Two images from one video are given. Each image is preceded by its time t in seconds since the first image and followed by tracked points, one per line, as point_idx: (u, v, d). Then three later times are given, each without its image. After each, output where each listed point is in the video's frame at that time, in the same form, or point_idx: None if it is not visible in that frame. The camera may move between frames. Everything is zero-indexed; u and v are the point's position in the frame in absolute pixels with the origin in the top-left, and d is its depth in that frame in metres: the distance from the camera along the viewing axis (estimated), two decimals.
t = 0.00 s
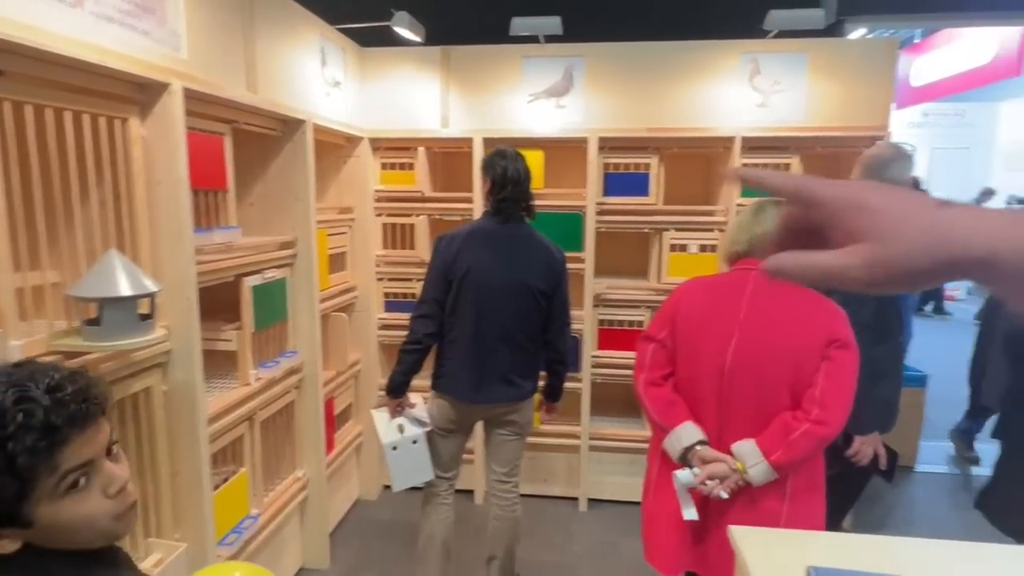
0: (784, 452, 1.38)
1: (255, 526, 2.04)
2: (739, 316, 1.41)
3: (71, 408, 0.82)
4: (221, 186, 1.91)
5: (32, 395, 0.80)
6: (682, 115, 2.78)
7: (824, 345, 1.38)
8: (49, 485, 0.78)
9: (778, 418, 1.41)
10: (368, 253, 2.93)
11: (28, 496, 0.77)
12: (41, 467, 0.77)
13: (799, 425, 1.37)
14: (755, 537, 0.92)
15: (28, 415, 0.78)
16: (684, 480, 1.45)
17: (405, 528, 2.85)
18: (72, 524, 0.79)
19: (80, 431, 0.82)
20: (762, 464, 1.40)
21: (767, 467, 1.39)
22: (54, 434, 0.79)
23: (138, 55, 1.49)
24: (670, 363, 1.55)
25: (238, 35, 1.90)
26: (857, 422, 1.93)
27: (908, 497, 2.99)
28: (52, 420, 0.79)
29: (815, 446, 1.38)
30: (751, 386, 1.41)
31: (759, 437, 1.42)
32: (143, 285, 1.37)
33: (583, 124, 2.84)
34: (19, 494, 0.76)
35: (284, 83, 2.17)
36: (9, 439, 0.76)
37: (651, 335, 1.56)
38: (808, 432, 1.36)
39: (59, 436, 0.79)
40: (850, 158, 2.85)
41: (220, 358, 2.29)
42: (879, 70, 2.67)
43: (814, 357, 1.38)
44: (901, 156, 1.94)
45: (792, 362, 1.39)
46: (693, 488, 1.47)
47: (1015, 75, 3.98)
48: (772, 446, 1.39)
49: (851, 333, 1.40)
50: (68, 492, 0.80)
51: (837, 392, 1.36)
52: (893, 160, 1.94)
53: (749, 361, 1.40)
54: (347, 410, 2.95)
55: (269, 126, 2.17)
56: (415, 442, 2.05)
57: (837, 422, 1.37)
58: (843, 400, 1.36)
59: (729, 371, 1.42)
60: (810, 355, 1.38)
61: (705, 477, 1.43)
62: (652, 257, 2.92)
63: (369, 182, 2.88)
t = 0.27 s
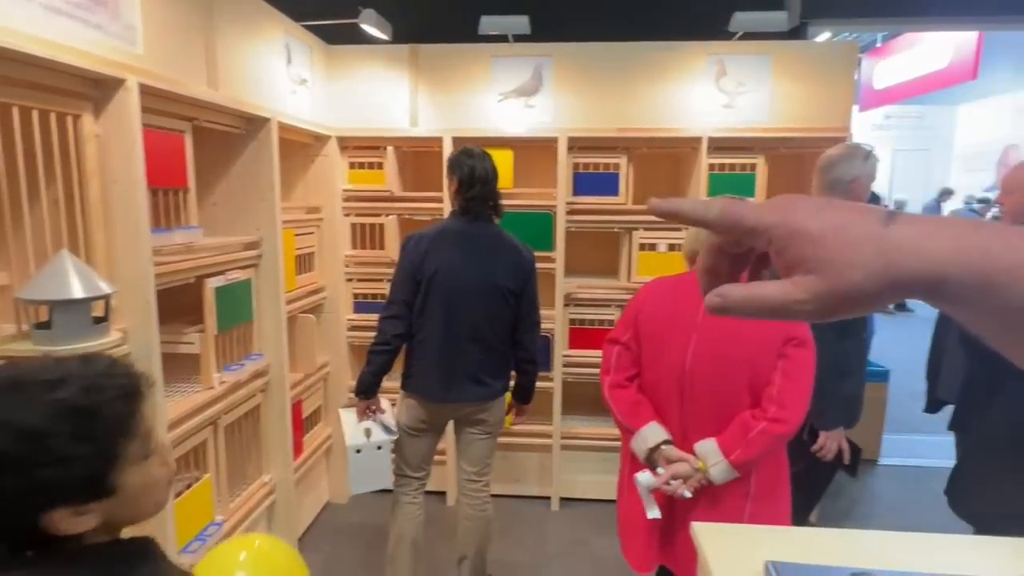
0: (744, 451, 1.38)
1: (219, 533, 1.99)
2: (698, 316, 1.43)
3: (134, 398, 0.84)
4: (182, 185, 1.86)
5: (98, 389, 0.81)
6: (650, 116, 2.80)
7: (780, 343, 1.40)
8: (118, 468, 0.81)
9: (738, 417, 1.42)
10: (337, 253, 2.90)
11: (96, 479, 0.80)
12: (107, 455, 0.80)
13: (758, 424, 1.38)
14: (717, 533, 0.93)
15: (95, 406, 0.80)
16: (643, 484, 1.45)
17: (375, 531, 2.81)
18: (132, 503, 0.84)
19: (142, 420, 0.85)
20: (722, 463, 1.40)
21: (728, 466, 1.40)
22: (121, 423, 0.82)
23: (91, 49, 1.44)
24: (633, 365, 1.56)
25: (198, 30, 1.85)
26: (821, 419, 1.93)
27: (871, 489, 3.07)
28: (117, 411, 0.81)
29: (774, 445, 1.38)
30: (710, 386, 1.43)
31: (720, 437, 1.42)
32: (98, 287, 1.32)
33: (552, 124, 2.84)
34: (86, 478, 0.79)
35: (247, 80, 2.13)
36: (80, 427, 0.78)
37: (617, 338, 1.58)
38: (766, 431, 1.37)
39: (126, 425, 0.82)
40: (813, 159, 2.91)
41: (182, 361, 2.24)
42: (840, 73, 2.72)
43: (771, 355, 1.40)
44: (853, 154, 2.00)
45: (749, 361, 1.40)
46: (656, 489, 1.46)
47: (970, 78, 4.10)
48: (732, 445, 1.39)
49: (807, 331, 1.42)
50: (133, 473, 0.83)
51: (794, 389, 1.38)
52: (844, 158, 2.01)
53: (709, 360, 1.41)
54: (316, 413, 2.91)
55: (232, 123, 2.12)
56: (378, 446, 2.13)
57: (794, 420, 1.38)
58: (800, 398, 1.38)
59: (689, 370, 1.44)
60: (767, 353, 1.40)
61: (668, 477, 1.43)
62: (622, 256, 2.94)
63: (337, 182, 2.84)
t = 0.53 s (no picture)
0: (707, 449, 1.41)
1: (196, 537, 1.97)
2: (668, 315, 1.46)
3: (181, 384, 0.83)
4: (156, 185, 1.85)
5: (156, 366, 0.81)
6: (627, 117, 2.84)
7: (746, 343, 1.41)
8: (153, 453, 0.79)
9: (704, 416, 1.44)
10: (315, 253, 2.88)
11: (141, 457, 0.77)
12: (156, 433, 0.78)
13: (721, 422, 1.40)
14: (689, 524, 0.95)
15: (153, 383, 0.79)
16: (609, 480, 1.51)
17: (355, 532, 2.81)
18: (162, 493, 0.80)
19: (184, 406, 0.84)
20: (686, 461, 1.44)
21: (692, 463, 1.43)
22: (170, 404, 0.81)
23: (63, 47, 1.42)
24: (609, 364, 1.59)
25: (172, 28, 1.84)
26: (794, 414, 1.96)
27: (843, 483, 3.14)
28: (169, 391, 0.81)
29: (737, 443, 1.40)
30: (679, 384, 1.45)
31: (687, 435, 1.45)
32: (70, 288, 1.30)
33: (531, 125, 2.86)
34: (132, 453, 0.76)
35: (223, 79, 2.11)
36: (135, 400, 0.77)
37: (592, 336, 1.59)
38: (728, 429, 1.39)
39: (172, 407, 0.81)
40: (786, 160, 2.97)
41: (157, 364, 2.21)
42: (811, 76, 2.78)
43: (736, 355, 1.42)
44: (823, 155, 2.06)
45: (715, 360, 1.42)
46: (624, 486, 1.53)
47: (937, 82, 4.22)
48: (697, 443, 1.42)
49: (774, 331, 1.43)
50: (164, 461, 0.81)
51: (758, 389, 1.39)
52: (811, 158, 2.07)
53: (677, 358, 1.44)
54: (296, 415, 2.89)
55: (207, 123, 2.10)
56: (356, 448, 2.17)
57: (757, 419, 1.39)
58: (764, 398, 1.39)
59: (658, 369, 1.46)
60: (733, 352, 1.42)
61: (635, 474, 1.49)
62: (600, 256, 2.97)
63: (315, 182, 2.83)
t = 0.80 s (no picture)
0: (692, 446, 1.42)
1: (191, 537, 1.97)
2: (658, 313, 1.47)
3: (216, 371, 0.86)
4: (150, 183, 1.84)
5: (195, 352, 0.83)
6: (619, 117, 2.86)
7: (733, 342, 1.42)
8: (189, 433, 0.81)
9: (690, 414, 1.45)
10: (308, 252, 2.88)
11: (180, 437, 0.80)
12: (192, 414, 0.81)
13: (705, 419, 1.41)
14: (684, 516, 0.97)
15: (195, 367, 0.81)
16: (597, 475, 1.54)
17: (348, 531, 2.81)
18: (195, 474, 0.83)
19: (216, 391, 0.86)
20: (671, 458, 1.44)
21: (679, 460, 1.44)
22: (206, 388, 0.83)
23: (58, 46, 1.42)
24: (604, 361, 1.61)
25: (166, 27, 1.83)
26: (784, 411, 1.99)
27: (831, 479, 3.18)
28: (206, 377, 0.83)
29: (721, 441, 1.41)
30: (667, 381, 1.47)
31: (673, 432, 1.46)
32: (66, 286, 1.29)
33: (524, 124, 2.88)
34: (174, 433, 0.79)
35: (217, 78, 2.11)
36: (180, 383, 0.79)
37: (589, 333, 1.62)
38: (711, 427, 1.40)
39: (208, 393, 0.83)
40: (775, 161, 3.01)
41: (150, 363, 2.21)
42: (800, 77, 2.82)
43: (723, 353, 1.42)
44: (813, 156, 2.09)
45: (703, 359, 1.43)
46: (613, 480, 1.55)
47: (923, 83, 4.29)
48: (682, 440, 1.43)
49: (763, 330, 1.43)
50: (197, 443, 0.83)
51: (743, 388, 1.39)
52: (801, 159, 2.10)
53: (666, 356, 1.45)
54: (289, 413, 2.89)
55: (200, 121, 2.10)
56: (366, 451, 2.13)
57: (741, 417, 1.39)
58: (749, 397, 1.39)
59: (647, 366, 1.48)
60: (719, 351, 1.42)
61: (623, 469, 1.52)
62: (593, 255, 2.99)
63: (308, 181, 2.83)
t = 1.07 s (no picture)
0: (685, 446, 1.42)
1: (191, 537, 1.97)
2: (655, 313, 1.48)
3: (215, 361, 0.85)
4: (149, 183, 1.84)
5: (192, 342, 0.82)
6: (616, 117, 2.87)
7: (728, 343, 1.42)
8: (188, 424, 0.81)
9: (685, 413, 1.46)
10: (306, 252, 2.88)
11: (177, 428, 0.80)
12: (192, 404, 0.81)
13: (698, 419, 1.42)
14: (685, 513, 0.98)
15: (193, 357, 0.81)
16: (592, 472, 1.57)
17: (346, 531, 2.81)
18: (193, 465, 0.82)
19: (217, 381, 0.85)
20: (665, 457, 1.46)
21: (672, 459, 1.45)
22: (206, 379, 0.83)
23: (58, 46, 1.42)
24: (603, 359, 1.62)
25: (166, 27, 1.83)
26: (779, 409, 2.00)
27: (826, 477, 3.21)
28: (205, 368, 0.82)
29: (714, 442, 1.41)
30: (663, 381, 1.47)
31: (667, 431, 1.47)
32: (67, 286, 1.29)
33: (522, 124, 2.89)
34: (172, 423, 0.79)
35: (215, 77, 2.11)
36: (178, 373, 0.79)
37: (587, 332, 1.64)
38: (704, 427, 1.40)
39: (208, 383, 0.83)
40: (771, 161, 3.03)
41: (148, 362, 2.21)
42: (796, 78, 2.84)
43: (718, 354, 1.42)
44: (814, 159, 2.11)
45: (697, 359, 1.43)
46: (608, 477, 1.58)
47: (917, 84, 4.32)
48: (675, 439, 1.44)
49: (759, 332, 1.42)
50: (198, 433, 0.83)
51: (737, 390, 1.39)
52: (806, 162, 2.11)
53: (661, 356, 1.46)
54: (287, 413, 2.89)
55: (199, 121, 2.09)
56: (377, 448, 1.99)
57: (734, 418, 1.39)
58: (742, 398, 1.39)
59: (643, 365, 1.49)
60: (714, 352, 1.42)
61: (618, 466, 1.54)
62: (590, 254, 3.00)
63: (306, 181, 2.83)
